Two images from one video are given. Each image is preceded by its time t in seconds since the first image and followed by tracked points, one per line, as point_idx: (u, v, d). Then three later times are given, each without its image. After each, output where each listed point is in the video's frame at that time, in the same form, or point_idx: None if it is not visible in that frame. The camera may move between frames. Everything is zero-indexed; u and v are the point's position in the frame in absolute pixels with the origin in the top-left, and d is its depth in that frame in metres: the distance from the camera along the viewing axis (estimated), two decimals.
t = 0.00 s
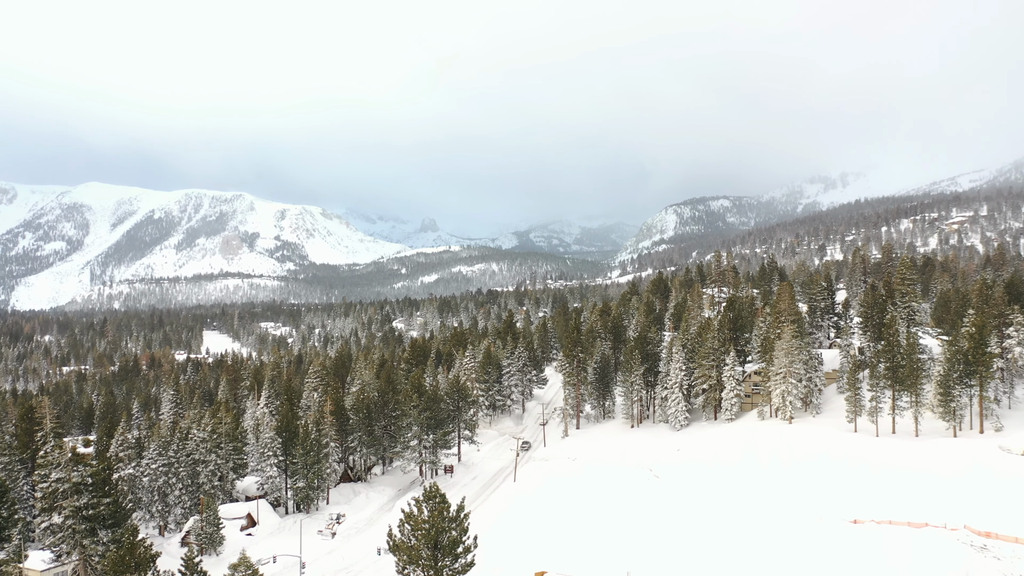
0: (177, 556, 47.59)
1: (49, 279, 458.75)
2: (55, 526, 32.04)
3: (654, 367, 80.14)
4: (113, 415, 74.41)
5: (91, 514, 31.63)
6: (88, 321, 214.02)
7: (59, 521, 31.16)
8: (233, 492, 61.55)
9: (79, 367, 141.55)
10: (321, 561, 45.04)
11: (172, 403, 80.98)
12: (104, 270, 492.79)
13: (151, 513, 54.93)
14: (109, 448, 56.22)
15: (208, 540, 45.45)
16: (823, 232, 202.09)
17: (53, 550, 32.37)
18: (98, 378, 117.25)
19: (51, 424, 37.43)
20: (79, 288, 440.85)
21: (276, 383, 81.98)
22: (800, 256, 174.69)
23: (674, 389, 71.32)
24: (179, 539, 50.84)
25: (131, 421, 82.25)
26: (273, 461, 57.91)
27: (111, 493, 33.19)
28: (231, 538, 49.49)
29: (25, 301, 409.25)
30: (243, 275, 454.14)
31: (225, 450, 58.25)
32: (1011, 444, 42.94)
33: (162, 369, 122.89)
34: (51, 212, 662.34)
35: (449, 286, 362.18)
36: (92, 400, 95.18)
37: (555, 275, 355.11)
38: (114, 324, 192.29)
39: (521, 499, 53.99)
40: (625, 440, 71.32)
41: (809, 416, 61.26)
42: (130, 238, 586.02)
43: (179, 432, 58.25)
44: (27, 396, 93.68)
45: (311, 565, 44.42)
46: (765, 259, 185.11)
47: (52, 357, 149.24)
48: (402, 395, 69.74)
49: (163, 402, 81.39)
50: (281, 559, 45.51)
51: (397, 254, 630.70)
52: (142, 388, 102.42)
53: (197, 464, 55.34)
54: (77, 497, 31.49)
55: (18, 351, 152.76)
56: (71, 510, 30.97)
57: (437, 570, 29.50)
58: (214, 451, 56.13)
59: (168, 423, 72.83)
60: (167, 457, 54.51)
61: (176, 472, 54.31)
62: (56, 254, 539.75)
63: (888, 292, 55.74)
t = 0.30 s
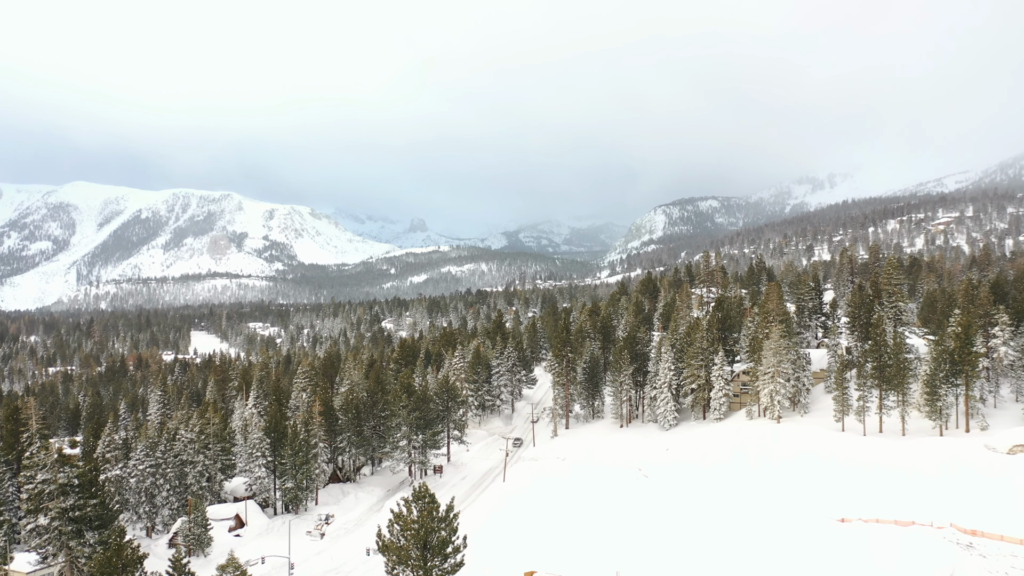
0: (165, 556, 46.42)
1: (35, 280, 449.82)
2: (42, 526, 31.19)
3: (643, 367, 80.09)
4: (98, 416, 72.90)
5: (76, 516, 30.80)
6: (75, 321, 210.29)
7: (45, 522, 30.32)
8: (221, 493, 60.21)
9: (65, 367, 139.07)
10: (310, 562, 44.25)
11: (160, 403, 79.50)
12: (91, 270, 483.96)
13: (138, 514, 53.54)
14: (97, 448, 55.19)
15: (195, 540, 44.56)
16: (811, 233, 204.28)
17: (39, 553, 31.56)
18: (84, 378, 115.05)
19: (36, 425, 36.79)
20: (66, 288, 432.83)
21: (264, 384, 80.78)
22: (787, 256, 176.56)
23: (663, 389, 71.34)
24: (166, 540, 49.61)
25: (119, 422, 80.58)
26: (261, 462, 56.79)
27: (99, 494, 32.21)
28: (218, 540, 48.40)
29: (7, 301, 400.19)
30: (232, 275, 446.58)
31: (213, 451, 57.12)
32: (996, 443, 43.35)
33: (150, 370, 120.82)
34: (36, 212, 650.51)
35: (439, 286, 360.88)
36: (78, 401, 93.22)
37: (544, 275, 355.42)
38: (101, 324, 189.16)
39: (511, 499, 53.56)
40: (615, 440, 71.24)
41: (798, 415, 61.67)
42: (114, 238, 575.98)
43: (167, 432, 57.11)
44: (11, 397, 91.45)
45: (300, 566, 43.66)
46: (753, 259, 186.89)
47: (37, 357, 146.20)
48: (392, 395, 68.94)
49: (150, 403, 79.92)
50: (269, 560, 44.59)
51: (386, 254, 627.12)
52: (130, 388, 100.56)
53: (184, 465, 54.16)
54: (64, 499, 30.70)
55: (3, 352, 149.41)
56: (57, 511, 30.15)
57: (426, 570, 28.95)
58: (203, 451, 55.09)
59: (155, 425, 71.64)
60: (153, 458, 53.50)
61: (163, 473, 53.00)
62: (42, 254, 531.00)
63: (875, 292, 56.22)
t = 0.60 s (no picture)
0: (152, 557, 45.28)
1: (20, 280, 439.49)
2: (27, 529, 30.42)
3: (632, 367, 80.02)
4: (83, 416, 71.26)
5: (63, 516, 30.18)
6: (60, 321, 206.01)
7: (31, 524, 29.62)
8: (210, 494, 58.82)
9: (50, 367, 135.93)
10: (299, 563, 43.39)
11: (147, 404, 77.93)
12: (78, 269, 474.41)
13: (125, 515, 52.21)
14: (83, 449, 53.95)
15: (183, 541, 43.69)
16: (799, 233, 206.30)
17: (25, 554, 30.74)
18: (70, 378, 112.55)
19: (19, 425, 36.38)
20: (52, 288, 424.00)
21: (252, 384, 79.50)
22: (776, 256, 178.19)
23: (652, 388, 71.37)
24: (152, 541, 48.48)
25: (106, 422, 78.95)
26: (249, 462, 55.68)
27: (86, 494, 31.57)
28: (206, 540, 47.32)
29: None
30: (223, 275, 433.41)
31: (201, 451, 56.02)
32: (981, 442, 43.64)
33: (137, 370, 118.45)
34: (21, 211, 638.08)
35: (428, 286, 359.37)
36: (64, 401, 91.08)
37: (534, 275, 355.47)
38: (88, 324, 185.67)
39: (501, 498, 53.09)
40: (604, 439, 71.04)
41: (786, 414, 62.04)
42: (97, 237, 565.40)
43: (154, 432, 55.90)
44: None
45: (289, 566, 42.80)
46: (742, 259, 188.44)
47: (21, 358, 142.68)
48: (381, 395, 68.11)
49: (137, 403, 78.37)
50: (257, 560, 43.66)
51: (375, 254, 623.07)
52: (116, 389, 98.54)
53: (172, 465, 53.05)
54: (50, 500, 30.02)
55: None
56: (43, 513, 29.49)
57: (416, 570, 28.40)
58: (191, 451, 54.13)
59: (142, 425, 70.39)
60: (141, 459, 51.93)
61: (150, 473, 51.60)
62: (27, 254, 520.28)
63: (863, 292, 56.67)
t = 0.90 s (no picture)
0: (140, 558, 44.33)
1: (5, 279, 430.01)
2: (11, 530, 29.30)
3: (622, 367, 79.96)
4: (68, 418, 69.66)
5: (49, 518, 29.01)
6: (45, 321, 202.53)
7: (16, 525, 28.46)
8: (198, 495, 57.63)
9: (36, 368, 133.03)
10: (287, 565, 42.39)
11: (134, 405, 76.40)
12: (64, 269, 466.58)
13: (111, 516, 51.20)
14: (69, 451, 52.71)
15: (171, 542, 42.71)
16: (787, 234, 208.41)
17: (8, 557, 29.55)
18: (56, 379, 110.04)
19: None
20: (38, 288, 415.19)
21: (241, 384, 78.29)
22: (764, 257, 179.84)
23: (641, 388, 71.40)
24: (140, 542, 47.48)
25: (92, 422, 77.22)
26: (238, 463, 54.66)
27: (72, 496, 30.45)
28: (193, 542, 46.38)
29: None
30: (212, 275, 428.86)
31: (188, 452, 54.96)
32: (967, 440, 44.08)
33: (124, 370, 116.28)
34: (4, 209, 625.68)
35: (417, 286, 357.76)
36: (49, 402, 89.03)
37: (523, 275, 355.36)
38: (74, 324, 182.75)
39: (491, 498, 52.58)
40: (593, 439, 70.82)
41: (774, 413, 62.37)
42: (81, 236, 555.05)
43: (141, 433, 54.72)
44: None
45: (276, 568, 41.83)
46: (731, 259, 190.03)
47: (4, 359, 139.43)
48: (370, 396, 67.26)
49: (124, 404, 76.86)
50: (246, 561, 42.79)
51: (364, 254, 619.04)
52: (103, 389, 96.62)
53: (159, 466, 52.01)
54: (36, 501, 28.97)
55: None
56: (29, 514, 28.39)
57: (405, 570, 27.89)
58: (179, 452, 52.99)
59: (128, 426, 69.07)
60: (128, 460, 50.90)
61: (137, 475, 50.61)
62: (13, 254, 509.97)
63: (850, 292, 57.14)
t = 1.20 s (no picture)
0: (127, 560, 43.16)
1: None
2: None
3: (611, 367, 79.81)
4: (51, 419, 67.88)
5: (35, 519, 29.59)
6: (27, 322, 198.18)
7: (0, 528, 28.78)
8: (185, 496, 56.07)
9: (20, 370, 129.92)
10: (275, 566, 41.49)
11: (121, 405, 74.76)
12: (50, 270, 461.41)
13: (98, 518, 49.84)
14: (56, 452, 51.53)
15: (157, 544, 41.57)
16: (776, 234, 210.55)
17: None
18: (41, 380, 107.35)
19: None
20: (22, 288, 406.62)
21: (229, 384, 76.98)
22: (753, 257, 181.54)
23: (630, 388, 71.36)
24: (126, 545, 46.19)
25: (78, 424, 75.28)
26: (226, 463, 53.35)
27: (56, 498, 31.03)
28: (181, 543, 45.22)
29: None
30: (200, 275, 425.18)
31: (175, 453, 53.64)
32: (953, 439, 44.55)
33: (111, 371, 113.82)
34: None
35: (406, 286, 355.99)
36: (33, 404, 86.66)
37: (512, 275, 355.15)
38: (59, 325, 179.44)
39: (480, 498, 52.17)
40: (582, 439, 70.66)
41: (762, 413, 62.64)
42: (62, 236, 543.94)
43: (128, 434, 53.43)
44: None
45: (264, 570, 40.88)
46: (719, 259, 191.63)
47: None
48: (359, 396, 66.40)
49: (110, 405, 75.16)
50: (234, 563, 42.03)
51: (352, 254, 614.35)
52: (88, 391, 94.56)
53: (146, 467, 50.74)
54: (20, 503, 29.40)
55: None
56: (14, 516, 28.82)
57: (394, 571, 27.38)
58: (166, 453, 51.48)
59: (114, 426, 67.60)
60: (114, 462, 49.88)
61: (124, 476, 49.43)
62: None
63: (838, 292, 57.66)
